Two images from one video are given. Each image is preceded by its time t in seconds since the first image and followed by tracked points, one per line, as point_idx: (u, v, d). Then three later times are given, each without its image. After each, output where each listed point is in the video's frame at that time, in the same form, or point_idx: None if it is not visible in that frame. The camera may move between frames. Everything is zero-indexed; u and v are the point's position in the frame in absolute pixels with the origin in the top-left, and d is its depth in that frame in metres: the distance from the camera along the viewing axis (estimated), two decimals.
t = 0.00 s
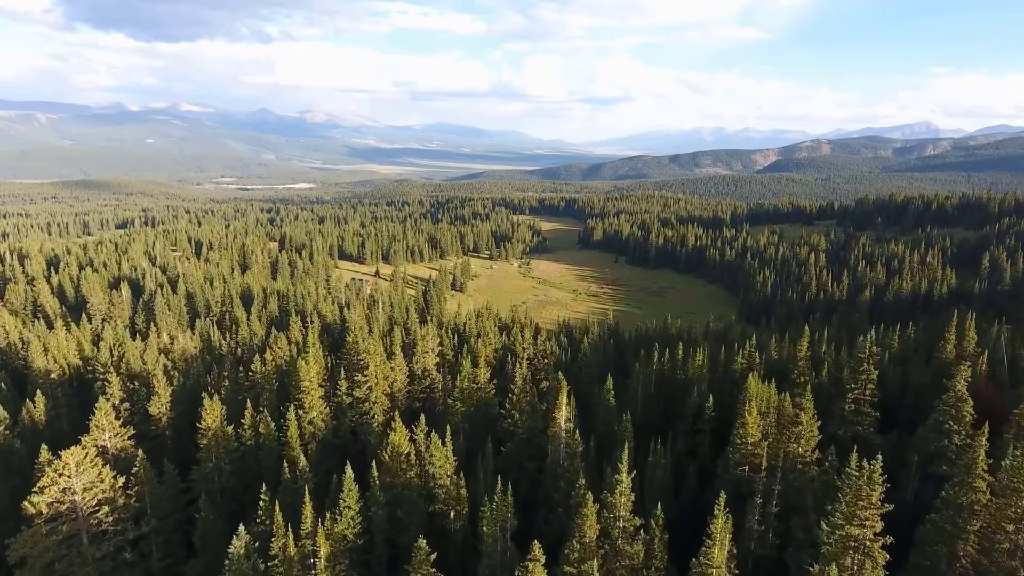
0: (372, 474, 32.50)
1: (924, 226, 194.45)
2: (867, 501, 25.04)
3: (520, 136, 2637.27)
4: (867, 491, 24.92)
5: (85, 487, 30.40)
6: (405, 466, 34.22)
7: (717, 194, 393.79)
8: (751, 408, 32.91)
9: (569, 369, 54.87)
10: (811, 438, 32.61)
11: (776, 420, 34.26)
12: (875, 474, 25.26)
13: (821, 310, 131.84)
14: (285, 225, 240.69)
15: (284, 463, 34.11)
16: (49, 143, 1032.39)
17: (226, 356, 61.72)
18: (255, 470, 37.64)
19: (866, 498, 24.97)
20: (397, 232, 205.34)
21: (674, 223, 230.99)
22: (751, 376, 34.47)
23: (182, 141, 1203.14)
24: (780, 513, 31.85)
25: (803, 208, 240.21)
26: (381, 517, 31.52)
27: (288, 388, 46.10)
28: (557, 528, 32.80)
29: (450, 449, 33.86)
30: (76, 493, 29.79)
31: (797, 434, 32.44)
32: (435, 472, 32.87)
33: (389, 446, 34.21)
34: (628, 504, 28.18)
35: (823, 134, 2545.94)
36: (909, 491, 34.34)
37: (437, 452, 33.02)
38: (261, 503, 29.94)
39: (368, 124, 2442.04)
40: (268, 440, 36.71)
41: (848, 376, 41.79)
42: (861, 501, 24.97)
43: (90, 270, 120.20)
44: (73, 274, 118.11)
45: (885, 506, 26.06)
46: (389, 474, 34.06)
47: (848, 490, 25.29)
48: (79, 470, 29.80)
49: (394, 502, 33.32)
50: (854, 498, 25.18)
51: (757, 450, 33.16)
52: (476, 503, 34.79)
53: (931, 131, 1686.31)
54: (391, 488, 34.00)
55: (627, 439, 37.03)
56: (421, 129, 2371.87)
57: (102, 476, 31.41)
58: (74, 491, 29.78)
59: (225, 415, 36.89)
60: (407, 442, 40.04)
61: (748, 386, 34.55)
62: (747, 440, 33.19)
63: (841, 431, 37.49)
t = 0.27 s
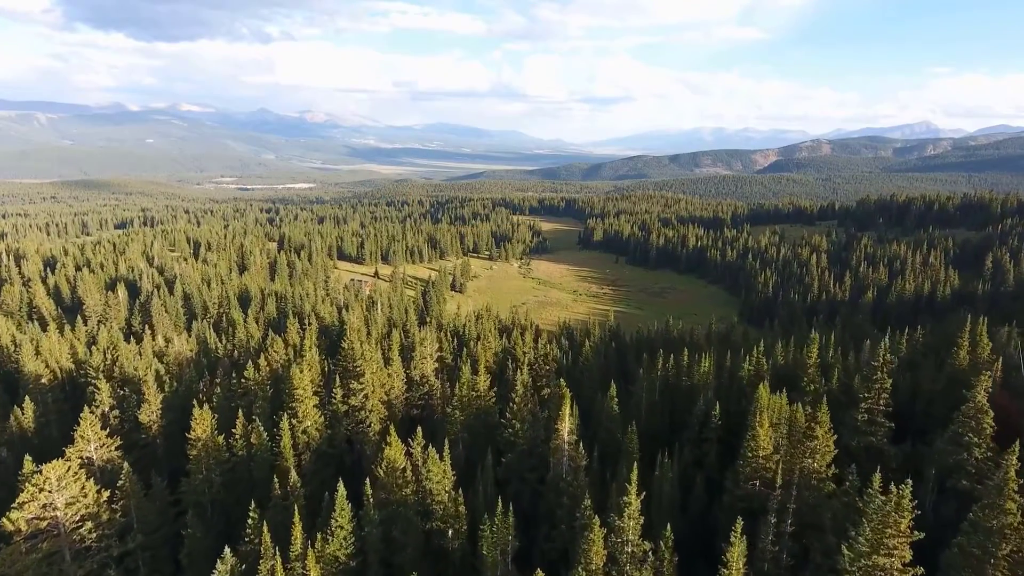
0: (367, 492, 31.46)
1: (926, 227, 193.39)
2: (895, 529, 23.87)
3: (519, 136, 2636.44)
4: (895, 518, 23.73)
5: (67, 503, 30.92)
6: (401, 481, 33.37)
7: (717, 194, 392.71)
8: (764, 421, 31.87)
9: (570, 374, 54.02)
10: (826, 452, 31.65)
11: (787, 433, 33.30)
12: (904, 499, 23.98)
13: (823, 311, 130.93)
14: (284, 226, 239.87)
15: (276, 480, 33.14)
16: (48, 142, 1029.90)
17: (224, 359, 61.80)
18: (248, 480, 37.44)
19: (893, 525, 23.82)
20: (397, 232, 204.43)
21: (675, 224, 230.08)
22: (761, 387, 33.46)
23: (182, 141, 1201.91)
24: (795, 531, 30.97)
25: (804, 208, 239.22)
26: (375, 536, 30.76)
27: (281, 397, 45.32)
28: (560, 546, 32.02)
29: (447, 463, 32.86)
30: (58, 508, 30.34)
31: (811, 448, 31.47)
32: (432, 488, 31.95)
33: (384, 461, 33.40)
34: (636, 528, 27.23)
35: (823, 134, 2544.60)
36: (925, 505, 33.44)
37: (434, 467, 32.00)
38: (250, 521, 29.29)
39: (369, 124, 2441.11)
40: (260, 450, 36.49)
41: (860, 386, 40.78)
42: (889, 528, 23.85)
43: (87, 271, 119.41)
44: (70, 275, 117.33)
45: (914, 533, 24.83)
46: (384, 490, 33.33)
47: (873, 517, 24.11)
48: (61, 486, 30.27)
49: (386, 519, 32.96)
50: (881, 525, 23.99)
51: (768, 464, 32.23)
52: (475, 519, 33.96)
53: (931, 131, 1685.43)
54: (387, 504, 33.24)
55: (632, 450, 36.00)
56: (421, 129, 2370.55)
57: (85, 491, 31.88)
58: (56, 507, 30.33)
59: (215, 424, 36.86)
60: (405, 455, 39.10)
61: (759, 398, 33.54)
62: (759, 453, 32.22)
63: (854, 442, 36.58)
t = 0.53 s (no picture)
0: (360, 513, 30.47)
1: (928, 227, 192.48)
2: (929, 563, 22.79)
3: (519, 136, 2636.13)
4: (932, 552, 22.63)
5: (47, 520, 30.45)
6: (397, 499, 32.39)
7: (718, 194, 391.77)
8: (776, 437, 30.96)
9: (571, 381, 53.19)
10: (843, 468, 30.63)
11: (800, 447, 32.48)
12: (938, 531, 22.94)
13: (825, 313, 130.05)
14: (283, 226, 238.86)
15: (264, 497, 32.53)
16: (47, 142, 1028.08)
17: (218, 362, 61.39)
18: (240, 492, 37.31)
19: (927, 558, 22.91)
20: (397, 232, 203.42)
21: (675, 224, 229.20)
22: (773, 397, 32.38)
23: (181, 141, 1200.19)
24: (811, 553, 29.95)
25: (805, 209, 238.34)
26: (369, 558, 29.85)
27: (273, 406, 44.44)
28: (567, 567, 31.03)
29: (446, 480, 31.73)
30: (38, 526, 29.84)
31: (828, 466, 30.50)
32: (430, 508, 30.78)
33: (378, 479, 32.57)
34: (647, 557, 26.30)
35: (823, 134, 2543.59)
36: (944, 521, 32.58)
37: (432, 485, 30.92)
38: (237, 540, 28.48)
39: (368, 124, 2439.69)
40: (249, 463, 36.19)
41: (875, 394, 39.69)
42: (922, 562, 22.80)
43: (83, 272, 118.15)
44: (66, 276, 116.29)
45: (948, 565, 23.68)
46: (378, 509, 32.45)
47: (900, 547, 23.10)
48: (42, 503, 29.80)
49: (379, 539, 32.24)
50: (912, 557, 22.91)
51: (779, 480, 31.42)
52: (475, 538, 33.10)
53: (931, 131, 1684.98)
54: (381, 524, 32.50)
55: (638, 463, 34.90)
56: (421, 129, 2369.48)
57: (66, 508, 31.39)
58: (35, 525, 29.81)
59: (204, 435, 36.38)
60: (402, 470, 38.11)
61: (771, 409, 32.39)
62: (771, 467, 31.27)
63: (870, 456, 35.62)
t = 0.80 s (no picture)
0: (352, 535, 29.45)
1: (930, 228, 191.40)
2: None
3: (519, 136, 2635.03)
4: None
5: (25, 539, 30.50)
6: (393, 518, 31.35)
7: (718, 194, 390.55)
8: (791, 453, 30.16)
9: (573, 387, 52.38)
10: (864, 487, 29.49)
11: (817, 464, 31.95)
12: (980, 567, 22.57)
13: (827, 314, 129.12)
14: (283, 226, 237.97)
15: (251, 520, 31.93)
16: (48, 142, 1028.50)
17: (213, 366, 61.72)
18: (229, 505, 37.08)
19: None
20: (396, 233, 202.44)
21: (676, 224, 228.22)
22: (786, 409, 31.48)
23: (181, 141, 1199.19)
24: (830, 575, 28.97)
25: (807, 209, 237.27)
26: None
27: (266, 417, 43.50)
28: None
29: (442, 498, 30.87)
30: (16, 546, 29.89)
31: (847, 485, 29.54)
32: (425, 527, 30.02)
33: (373, 497, 31.34)
34: None
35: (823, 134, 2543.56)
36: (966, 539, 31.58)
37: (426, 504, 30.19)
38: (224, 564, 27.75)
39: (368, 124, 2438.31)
40: (241, 475, 35.90)
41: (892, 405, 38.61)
42: None
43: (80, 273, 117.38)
44: (63, 277, 115.50)
45: None
46: (372, 531, 31.31)
47: None
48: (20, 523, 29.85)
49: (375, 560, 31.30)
50: None
51: (793, 497, 30.56)
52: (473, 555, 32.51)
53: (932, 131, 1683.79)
54: (374, 547, 31.38)
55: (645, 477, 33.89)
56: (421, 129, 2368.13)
57: (44, 526, 31.47)
58: (13, 544, 29.84)
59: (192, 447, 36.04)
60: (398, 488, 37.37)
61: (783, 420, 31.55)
62: (784, 483, 30.39)
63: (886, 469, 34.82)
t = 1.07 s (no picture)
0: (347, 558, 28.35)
1: (933, 229, 190.54)
2: None
3: (519, 136, 2634.72)
4: None
5: None
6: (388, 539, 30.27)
7: (719, 194, 389.56)
8: (804, 469, 29.28)
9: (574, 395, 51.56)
10: (887, 509, 28.40)
11: (830, 478, 31.05)
12: None
13: (830, 316, 127.91)
14: (282, 227, 237.09)
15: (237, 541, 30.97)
16: (48, 142, 1028.82)
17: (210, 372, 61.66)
18: (218, 519, 36.27)
19: None
20: (396, 233, 201.46)
21: (677, 225, 227.18)
22: (803, 420, 30.36)
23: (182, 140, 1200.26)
24: None
25: (808, 209, 236.27)
26: None
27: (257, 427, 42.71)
28: None
29: (440, 519, 30.00)
30: None
31: (868, 506, 28.55)
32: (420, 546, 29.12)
33: (368, 518, 30.21)
34: None
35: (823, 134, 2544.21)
36: (988, 559, 30.47)
37: (423, 524, 29.27)
38: None
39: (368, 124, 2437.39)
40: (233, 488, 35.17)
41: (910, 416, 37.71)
42: None
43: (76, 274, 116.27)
44: (59, 278, 114.62)
45: None
46: (366, 553, 29.99)
47: None
48: None
49: None
50: None
51: (810, 517, 29.67)
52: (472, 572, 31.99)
53: (932, 131, 1682.23)
54: (369, 569, 30.21)
55: (652, 493, 32.85)
56: (421, 129, 2367.57)
57: (19, 548, 31.21)
58: None
59: (180, 460, 35.23)
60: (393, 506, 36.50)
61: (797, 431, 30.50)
62: (800, 501, 29.42)
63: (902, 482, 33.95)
